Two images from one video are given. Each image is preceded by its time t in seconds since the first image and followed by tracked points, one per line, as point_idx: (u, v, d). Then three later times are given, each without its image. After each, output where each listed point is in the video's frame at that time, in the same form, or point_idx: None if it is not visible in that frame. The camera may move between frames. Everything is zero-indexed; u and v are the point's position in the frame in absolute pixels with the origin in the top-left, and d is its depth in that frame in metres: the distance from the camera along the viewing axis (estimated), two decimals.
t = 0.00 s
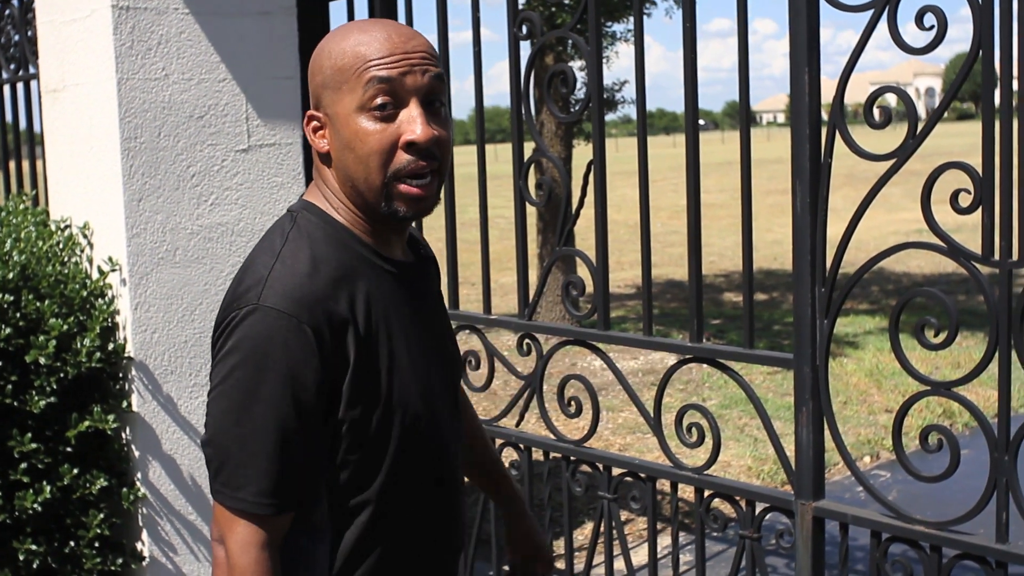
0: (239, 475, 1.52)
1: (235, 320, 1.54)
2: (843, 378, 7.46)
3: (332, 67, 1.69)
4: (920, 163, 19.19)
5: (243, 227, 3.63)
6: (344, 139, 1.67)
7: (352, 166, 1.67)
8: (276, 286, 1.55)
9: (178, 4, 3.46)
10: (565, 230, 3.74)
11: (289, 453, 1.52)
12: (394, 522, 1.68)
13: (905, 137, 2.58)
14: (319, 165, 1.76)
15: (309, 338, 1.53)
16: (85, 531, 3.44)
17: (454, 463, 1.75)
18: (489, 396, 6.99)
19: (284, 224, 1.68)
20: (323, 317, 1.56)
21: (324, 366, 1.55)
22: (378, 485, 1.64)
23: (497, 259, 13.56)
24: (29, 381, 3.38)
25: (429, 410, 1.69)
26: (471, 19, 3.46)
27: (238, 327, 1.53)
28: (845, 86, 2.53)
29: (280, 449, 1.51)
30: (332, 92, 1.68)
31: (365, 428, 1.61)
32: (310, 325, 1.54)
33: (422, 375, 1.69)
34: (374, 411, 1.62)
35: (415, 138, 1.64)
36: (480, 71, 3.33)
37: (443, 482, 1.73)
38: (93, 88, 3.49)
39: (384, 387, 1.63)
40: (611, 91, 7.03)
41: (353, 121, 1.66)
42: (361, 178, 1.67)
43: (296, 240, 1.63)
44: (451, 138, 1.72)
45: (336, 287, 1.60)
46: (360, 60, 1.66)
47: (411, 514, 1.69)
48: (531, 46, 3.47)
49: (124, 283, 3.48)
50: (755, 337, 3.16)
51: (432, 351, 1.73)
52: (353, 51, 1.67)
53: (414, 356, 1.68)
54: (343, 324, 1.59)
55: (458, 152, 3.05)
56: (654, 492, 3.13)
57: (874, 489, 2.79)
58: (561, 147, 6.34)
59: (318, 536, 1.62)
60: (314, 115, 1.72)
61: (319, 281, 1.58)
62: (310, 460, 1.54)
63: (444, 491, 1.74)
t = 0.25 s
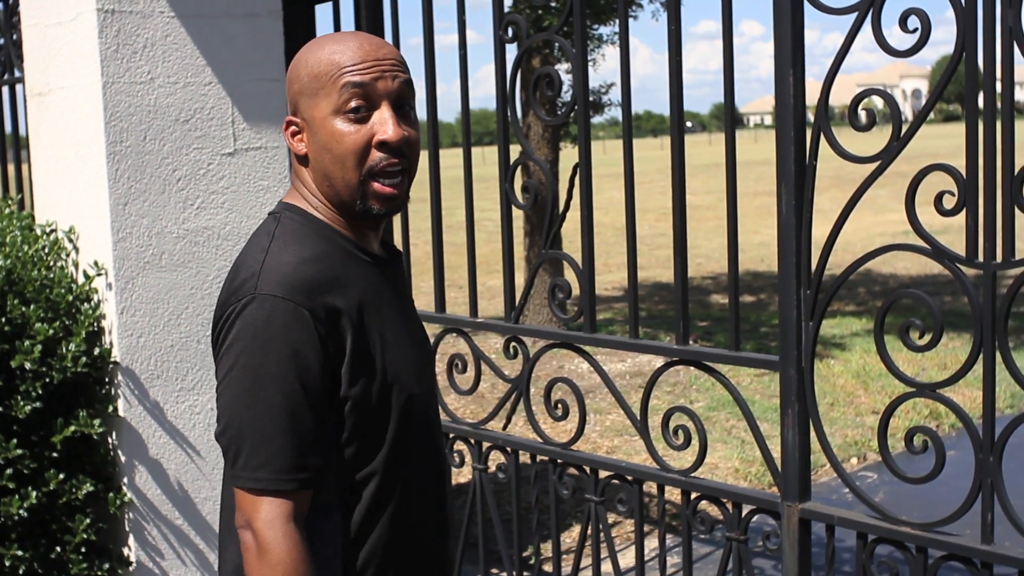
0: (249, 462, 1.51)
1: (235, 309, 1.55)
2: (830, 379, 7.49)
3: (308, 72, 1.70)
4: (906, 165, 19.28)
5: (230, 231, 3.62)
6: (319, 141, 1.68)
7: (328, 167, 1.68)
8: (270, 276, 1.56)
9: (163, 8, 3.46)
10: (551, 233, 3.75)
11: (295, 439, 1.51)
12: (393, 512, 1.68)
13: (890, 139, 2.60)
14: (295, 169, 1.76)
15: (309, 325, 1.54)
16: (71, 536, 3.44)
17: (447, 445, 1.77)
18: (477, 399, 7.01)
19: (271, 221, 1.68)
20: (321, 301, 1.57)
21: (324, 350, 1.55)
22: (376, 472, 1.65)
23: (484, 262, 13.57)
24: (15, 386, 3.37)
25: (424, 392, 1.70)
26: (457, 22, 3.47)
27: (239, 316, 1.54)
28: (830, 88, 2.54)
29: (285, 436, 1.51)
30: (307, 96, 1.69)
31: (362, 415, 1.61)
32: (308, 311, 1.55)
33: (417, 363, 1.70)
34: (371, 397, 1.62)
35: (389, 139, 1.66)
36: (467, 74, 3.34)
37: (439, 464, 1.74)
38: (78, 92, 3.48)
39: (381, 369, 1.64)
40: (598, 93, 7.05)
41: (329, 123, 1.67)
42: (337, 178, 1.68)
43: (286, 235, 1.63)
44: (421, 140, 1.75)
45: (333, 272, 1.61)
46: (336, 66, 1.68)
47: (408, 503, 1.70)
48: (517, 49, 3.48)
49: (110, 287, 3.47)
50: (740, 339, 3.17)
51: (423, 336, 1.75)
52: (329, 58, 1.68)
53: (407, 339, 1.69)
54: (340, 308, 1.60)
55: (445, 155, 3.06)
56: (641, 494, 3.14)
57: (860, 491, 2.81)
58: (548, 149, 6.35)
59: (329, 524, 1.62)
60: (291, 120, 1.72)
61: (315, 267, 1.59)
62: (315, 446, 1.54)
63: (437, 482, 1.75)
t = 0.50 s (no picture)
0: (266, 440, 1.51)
1: (227, 295, 1.55)
2: (807, 380, 7.55)
3: (295, 83, 1.71)
4: (883, 168, 19.44)
5: (207, 229, 3.61)
6: (297, 152, 1.70)
7: (300, 177, 1.70)
8: (257, 265, 1.57)
9: (142, 5, 3.44)
10: (531, 233, 3.76)
11: (305, 415, 1.52)
12: (378, 490, 1.70)
13: (867, 140, 2.62)
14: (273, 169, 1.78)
15: (300, 306, 1.56)
16: (47, 535, 3.40)
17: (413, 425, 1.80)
18: (454, 398, 7.01)
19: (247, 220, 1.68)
20: (303, 283, 1.58)
21: (315, 331, 1.57)
22: (363, 451, 1.66)
23: (463, 262, 13.58)
24: None
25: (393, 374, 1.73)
26: (437, 21, 3.47)
27: (232, 302, 1.54)
28: (808, 90, 2.56)
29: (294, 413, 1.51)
30: (290, 106, 1.71)
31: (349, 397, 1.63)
32: (297, 293, 1.56)
33: (387, 347, 1.72)
34: (358, 379, 1.64)
35: (362, 161, 1.68)
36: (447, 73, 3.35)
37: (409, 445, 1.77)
38: (56, 88, 3.46)
39: (361, 348, 1.65)
40: (577, 94, 7.06)
41: (305, 136, 1.69)
42: (308, 188, 1.70)
43: (265, 227, 1.64)
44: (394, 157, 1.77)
45: (311, 259, 1.63)
46: (321, 81, 1.69)
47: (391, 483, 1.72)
48: (497, 49, 3.49)
49: (87, 285, 3.45)
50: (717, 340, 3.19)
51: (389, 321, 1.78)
52: (315, 73, 1.69)
53: (377, 322, 1.72)
54: (320, 288, 1.61)
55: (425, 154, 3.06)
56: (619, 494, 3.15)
57: (836, 491, 2.83)
58: (527, 150, 6.36)
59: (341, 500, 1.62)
60: (274, 125, 1.73)
61: (292, 254, 1.61)
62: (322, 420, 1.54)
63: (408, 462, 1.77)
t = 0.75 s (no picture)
0: (292, 405, 1.64)
1: (267, 268, 1.66)
2: (795, 379, 7.58)
3: (306, 78, 1.80)
4: (870, 168, 19.53)
5: (194, 230, 3.60)
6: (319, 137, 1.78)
7: (323, 163, 1.79)
8: (290, 245, 1.68)
9: (128, 6, 3.43)
10: (518, 233, 3.77)
11: (330, 386, 1.64)
12: (387, 461, 1.82)
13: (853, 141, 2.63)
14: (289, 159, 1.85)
15: (327, 286, 1.66)
16: (34, 536, 3.39)
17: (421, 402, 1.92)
18: (442, 399, 7.01)
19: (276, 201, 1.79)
20: (333, 266, 1.69)
21: (343, 310, 1.68)
22: (375, 422, 1.78)
23: (451, 263, 13.58)
24: None
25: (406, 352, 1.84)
26: (423, 22, 3.48)
27: (268, 276, 1.65)
28: (794, 90, 2.58)
29: (320, 383, 1.63)
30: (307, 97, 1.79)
31: (372, 373, 1.75)
32: (326, 273, 1.67)
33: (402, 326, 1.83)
34: (375, 355, 1.75)
35: (382, 140, 1.77)
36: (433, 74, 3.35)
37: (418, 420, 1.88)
38: (42, 89, 3.45)
39: (380, 327, 1.76)
40: (565, 94, 7.08)
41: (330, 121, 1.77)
42: (331, 170, 1.79)
43: (297, 207, 1.75)
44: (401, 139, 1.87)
45: (338, 241, 1.73)
46: (335, 71, 1.79)
47: (398, 459, 1.84)
48: (484, 50, 3.50)
49: (74, 286, 3.44)
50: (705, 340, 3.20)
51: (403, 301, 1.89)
52: (328, 65, 1.80)
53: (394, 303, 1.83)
54: (347, 271, 1.71)
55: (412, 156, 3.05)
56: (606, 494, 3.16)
57: (823, 490, 2.84)
58: (515, 150, 6.37)
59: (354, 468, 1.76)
60: (291, 115, 1.82)
61: (323, 235, 1.71)
62: (344, 393, 1.66)
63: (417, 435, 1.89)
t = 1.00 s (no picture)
0: (395, 388, 1.82)
1: (393, 265, 1.85)
2: (769, 375, 7.63)
3: (369, 113, 2.03)
4: (843, 165, 19.68)
5: (169, 226, 3.57)
6: (396, 159, 2.03)
7: (405, 170, 2.04)
8: (417, 248, 1.88)
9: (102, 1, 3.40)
10: (494, 229, 3.78)
11: (417, 378, 1.84)
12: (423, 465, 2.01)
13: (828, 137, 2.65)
14: (359, 169, 2.07)
15: (440, 294, 1.87)
16: (6, 534, 3.37)
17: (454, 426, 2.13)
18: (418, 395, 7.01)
19: (370, 208, 1.99)
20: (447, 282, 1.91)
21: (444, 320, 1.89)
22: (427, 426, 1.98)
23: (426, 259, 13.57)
24: None
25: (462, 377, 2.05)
26: (398, 18, 3.48)
27: (395, 272, 1.84)
28: (768, 86, 2.60)
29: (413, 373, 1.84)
30: (376, 128, 2.02)
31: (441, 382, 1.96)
32: (443, 284, 1.88)
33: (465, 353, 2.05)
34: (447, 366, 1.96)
35: (448, 145, 2.08)
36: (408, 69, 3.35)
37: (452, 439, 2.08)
38: (13, 84, 3.42)
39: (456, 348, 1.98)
40: (541, 90, 7.08)
41: (406, 144, 2.03)
42: (411, 176, 2.05)
43: (401, 221, 1.96)
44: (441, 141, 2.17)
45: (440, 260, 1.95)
46: (396, 100, 2.02)
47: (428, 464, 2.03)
48: (459, 45, 3.50)
49: (46, 283, 3.42)
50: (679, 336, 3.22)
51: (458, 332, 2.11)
52: (388, 95, 2.02)
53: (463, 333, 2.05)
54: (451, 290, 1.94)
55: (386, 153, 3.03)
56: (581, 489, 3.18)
57: (796, 486, 2.87)
58: (491, 146, 6.37)
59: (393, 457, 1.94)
60: (369, 133, 2.03)
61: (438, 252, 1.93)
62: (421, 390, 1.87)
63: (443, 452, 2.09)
